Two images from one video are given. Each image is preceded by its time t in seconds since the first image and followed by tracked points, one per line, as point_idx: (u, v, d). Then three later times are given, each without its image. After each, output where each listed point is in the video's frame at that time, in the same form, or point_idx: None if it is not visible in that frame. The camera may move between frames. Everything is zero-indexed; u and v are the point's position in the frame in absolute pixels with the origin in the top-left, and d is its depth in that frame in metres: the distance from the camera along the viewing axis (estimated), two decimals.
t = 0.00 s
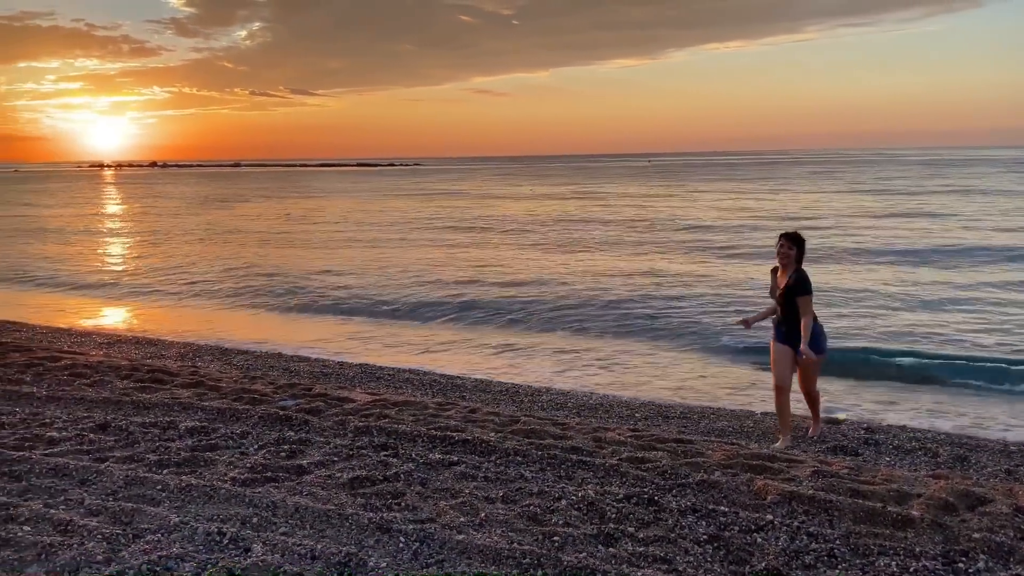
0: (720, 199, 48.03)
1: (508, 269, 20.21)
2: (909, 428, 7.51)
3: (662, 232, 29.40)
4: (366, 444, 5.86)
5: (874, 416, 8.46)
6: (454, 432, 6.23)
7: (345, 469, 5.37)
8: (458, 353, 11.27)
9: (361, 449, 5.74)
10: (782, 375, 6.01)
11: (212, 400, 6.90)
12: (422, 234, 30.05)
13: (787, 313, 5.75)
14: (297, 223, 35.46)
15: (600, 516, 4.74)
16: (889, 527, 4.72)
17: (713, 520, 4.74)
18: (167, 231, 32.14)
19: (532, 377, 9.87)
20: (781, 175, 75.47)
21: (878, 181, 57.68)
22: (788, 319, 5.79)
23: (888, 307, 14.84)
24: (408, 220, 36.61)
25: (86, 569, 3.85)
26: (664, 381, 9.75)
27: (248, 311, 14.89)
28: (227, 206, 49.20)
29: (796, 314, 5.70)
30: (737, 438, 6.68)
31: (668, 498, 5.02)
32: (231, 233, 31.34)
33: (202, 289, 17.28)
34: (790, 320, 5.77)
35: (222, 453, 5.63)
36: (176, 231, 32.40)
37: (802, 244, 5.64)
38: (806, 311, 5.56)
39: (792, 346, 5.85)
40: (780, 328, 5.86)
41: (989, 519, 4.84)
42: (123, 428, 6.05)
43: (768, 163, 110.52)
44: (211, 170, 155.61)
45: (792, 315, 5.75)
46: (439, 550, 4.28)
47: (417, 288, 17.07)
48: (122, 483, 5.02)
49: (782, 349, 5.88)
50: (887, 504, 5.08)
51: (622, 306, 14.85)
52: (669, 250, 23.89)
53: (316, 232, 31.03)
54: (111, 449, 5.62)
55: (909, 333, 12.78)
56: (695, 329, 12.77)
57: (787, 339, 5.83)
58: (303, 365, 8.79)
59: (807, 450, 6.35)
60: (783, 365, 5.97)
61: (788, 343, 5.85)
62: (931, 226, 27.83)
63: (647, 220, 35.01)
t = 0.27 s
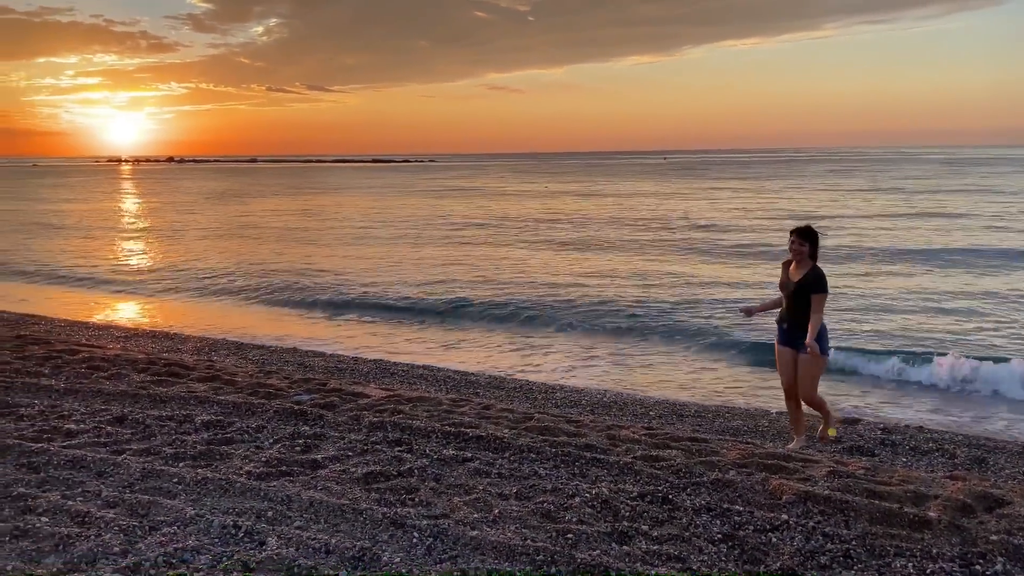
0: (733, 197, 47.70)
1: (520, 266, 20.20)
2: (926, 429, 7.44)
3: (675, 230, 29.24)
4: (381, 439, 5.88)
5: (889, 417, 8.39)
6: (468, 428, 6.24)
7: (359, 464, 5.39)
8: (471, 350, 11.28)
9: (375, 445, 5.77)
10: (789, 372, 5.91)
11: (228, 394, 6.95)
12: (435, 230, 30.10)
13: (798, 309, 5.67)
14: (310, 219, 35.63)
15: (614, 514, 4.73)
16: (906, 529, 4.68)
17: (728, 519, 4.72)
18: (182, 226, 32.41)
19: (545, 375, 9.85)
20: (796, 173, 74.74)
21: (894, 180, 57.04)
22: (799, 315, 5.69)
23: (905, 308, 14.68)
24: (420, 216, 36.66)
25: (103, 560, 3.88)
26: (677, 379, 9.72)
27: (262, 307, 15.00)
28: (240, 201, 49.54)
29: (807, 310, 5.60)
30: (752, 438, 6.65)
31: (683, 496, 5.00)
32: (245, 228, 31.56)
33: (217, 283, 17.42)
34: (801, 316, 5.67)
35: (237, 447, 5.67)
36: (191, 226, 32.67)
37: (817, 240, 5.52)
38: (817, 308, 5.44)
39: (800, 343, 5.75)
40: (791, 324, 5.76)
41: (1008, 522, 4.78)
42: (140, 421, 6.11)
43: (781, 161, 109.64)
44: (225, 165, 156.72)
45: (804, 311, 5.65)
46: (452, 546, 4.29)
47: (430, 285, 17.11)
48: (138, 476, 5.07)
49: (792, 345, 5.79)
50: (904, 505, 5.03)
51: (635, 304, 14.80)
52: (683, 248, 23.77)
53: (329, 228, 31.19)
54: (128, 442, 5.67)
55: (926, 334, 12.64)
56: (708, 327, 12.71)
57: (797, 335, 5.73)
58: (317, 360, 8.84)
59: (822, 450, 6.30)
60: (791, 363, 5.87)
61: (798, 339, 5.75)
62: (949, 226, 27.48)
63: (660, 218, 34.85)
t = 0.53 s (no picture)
0: (743, 193, 47.44)
1: (529, 262, 20.18)
2: (937, 427, 7.39)
3: (684, 226, 29.09)
4: (390, 434, 5.90)
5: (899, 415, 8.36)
6: (478, 423, 6.25)
7: (369, 458, 5.41)
8: (479, 346, 11.29)
9: (385, 439, 5.79)
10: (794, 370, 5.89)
11: (239, 387, 7.00)
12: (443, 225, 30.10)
13: (809, 308, 5.63)
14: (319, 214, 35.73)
15: (623, 510, 4.73)
16: (917, 527, 4.65)
17: (737, 516, 4.71)
18: (192, 220, 32.56)
19: (553, 371, 9.85)
20: (806, 170, 74.11)
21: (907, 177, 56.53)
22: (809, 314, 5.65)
23: (916, 306, 14.56)
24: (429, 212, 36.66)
25: (116, 552, 3.91)
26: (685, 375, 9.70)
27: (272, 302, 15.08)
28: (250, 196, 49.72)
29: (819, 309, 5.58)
30: (762, 435, 6.63)
31: (693, 493, 4.99)
32: (255, 223, 31.69)
33: (227, 278, 17.51)
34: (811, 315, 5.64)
35: (248, 441, 5.70)
36: (201, 220, 32.84)
37: (829, 238, 5.46)
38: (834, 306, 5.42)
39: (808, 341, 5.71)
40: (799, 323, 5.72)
41: (1021, 521, 4.74)
42: (151, 414, 6.15)
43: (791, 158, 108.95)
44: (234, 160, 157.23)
45: (814, 309, 5.62)
46: (462, 540, 4.30)
47: (439, 280, 17.12)
48: (150, 469, 5.10)
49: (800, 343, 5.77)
50: (915, 504, 5.00)
51: (644, 300, 14.77)
52: (692, 245, 23.68)
53: (338, 223, 31.27)
54: (140, 435, 5.72)
55: (938, 333, 12.54)
56: (718, 324, 12.66)
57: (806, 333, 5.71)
58: (328, 355, 8.87)
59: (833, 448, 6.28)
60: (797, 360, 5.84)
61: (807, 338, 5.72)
62: (962, 223, 27.20)
63: (670, 214, 34.71)
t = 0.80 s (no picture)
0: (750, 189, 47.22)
1: (535, 257, 20.16)
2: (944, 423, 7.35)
3: (691, 222, 28.95)
4: (396, 429, 5.91)
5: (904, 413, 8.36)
6: (484, 418, 6.26)
7: (375, 453, 5.42)
8: (484, 340, 11.30)
9: (391, 434, 5.80)
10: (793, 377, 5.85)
11: (246, 381, 7.02)
12: (449, 220, 30.09)
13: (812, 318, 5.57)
14: (325, 209, 35.75)
15: (629, 505, 4.72)
16: (924, 523, 4.63)
17: (743, 511, 4.70)
18: (199, 215, 32.67)
19: (559, 366, 9.85)
20: (814, 165, 73.64)
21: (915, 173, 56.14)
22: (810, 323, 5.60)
23: (924, 302, 14.48)
24: (435, 207, 36.63)
25: (123, 545, 3.93)
26: (691, 371, 9.69)
27: (278, 296, 15.12)
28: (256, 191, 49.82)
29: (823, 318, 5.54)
30: (769, 430, 6.61)
31: (699, 489, 4.98)
32: (261, 218, 31.74)
33: (233, 272, 17.56)
34: (813, 324, 5.59)
35: (255, 435, 5.72)
36: (208, 215, 32.92)
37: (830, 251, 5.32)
38: (841, 317, 5.43)
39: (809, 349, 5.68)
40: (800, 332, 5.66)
41: None
42: (159, 408, 6.18)
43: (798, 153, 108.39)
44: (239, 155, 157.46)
45: (817, 319, 5.57)
46: (468, 535, 4.31)
47: (445, 275, 17.13)
48: (157, 462, 5.13)
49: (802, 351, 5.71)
50: (922, 500, 4.98)
51: (650, 296, 14.74)
52: (698, 240, 23.60)
53: (344, 218, 31.30)
54: (147, 428, 5.75)
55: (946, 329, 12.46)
56: (724, 319, 12.63)
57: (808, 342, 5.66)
58: (334, 349, 8.89)
59: (840, 444, 6.26)
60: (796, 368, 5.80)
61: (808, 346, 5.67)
62: (972, 219, 27.00)
63: (676, 210, 34.58)
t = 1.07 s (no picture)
0: (755, 185, 47.02)
1: (540, 253, 20.13)
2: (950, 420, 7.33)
3: (696, 218, 28.87)
4: (401, 424, 5.93)
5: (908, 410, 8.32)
6: (488, 413, 6.27)
7: (380, 448, 5.44)
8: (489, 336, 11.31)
9: (396, 429, 5.81)
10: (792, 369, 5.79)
11: (251, 377, 7.05)
12: (454, 216, 30.06)
13: (814, 309, 5.53)
14: (330, 204, 35.77)
15: (633, 501, 4.73)
16: (928, 519, 4.63)
17: (748, 507, 4.70)
18: (204, 211, 32.71)
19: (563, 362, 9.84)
20: (820, 161, 73.30)
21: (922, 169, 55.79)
22: (812, 315, 5.54)
23: (930, 299, 14.41)
24: (439, 203, 36.60)
25: (128, 539, 3.96)
26: (696, 367, 9.67)
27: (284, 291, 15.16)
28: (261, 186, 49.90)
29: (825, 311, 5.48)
30: (774, 426, 6.61)
31: (703, 485, 4.99)
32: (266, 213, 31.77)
33: (239, 267, 17.61)
34: (815, 316, 5.54)
35: (260, 429, 5.75)
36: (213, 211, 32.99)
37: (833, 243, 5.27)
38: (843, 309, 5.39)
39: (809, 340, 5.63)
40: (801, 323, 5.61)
41: None
42: (165, 403, 6.21)
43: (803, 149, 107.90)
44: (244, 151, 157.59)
45: (820, 311, 5.52)
46: (473, 530, 4.32)
47: (449, 271, 17.12)
48: (163, 457, 5.15)
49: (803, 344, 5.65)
50: (927, 496, 4.97)
51: (655, 292, 14.72)
52: (703, 236, 23.53)
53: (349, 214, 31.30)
54: (153, 423, 5.78)
55: (952, 326, 12.40)
56: (729, 315, 12.60)
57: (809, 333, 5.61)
58: (339, 344, 8.91)
59: (844, 440, 6.26)
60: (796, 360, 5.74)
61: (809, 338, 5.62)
62: (979, 216, 26.84)
63: (681, 206, 34.47)
